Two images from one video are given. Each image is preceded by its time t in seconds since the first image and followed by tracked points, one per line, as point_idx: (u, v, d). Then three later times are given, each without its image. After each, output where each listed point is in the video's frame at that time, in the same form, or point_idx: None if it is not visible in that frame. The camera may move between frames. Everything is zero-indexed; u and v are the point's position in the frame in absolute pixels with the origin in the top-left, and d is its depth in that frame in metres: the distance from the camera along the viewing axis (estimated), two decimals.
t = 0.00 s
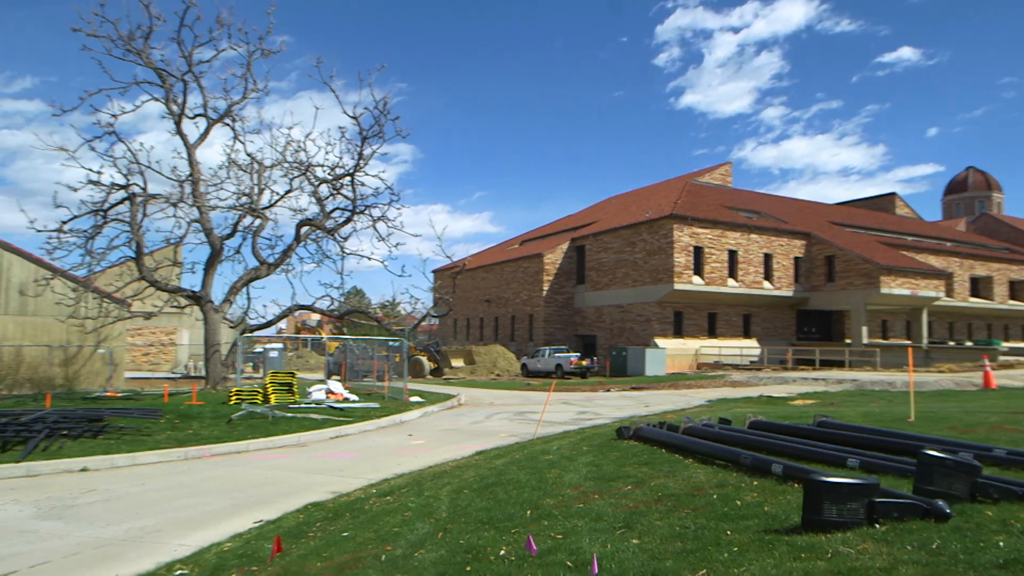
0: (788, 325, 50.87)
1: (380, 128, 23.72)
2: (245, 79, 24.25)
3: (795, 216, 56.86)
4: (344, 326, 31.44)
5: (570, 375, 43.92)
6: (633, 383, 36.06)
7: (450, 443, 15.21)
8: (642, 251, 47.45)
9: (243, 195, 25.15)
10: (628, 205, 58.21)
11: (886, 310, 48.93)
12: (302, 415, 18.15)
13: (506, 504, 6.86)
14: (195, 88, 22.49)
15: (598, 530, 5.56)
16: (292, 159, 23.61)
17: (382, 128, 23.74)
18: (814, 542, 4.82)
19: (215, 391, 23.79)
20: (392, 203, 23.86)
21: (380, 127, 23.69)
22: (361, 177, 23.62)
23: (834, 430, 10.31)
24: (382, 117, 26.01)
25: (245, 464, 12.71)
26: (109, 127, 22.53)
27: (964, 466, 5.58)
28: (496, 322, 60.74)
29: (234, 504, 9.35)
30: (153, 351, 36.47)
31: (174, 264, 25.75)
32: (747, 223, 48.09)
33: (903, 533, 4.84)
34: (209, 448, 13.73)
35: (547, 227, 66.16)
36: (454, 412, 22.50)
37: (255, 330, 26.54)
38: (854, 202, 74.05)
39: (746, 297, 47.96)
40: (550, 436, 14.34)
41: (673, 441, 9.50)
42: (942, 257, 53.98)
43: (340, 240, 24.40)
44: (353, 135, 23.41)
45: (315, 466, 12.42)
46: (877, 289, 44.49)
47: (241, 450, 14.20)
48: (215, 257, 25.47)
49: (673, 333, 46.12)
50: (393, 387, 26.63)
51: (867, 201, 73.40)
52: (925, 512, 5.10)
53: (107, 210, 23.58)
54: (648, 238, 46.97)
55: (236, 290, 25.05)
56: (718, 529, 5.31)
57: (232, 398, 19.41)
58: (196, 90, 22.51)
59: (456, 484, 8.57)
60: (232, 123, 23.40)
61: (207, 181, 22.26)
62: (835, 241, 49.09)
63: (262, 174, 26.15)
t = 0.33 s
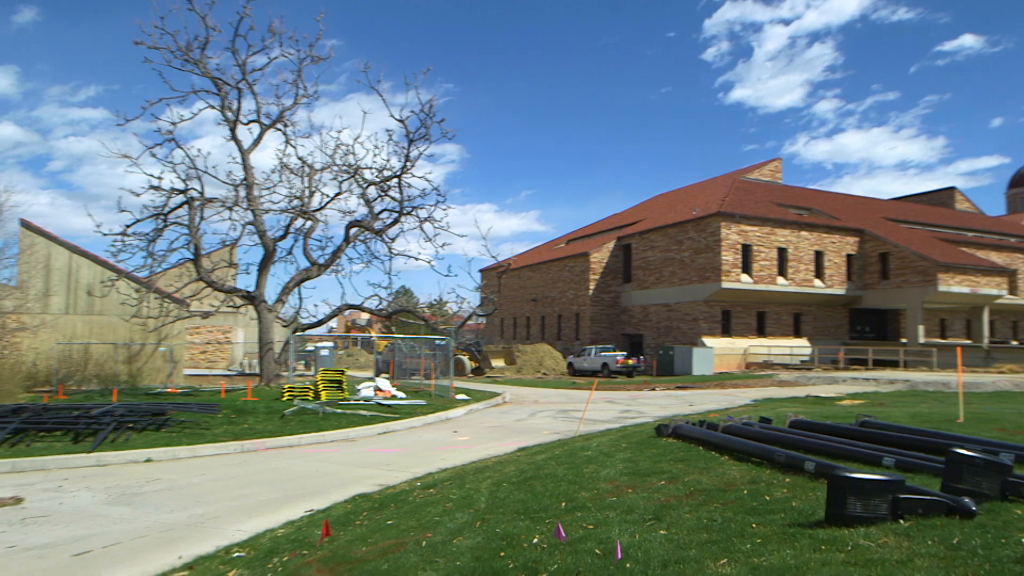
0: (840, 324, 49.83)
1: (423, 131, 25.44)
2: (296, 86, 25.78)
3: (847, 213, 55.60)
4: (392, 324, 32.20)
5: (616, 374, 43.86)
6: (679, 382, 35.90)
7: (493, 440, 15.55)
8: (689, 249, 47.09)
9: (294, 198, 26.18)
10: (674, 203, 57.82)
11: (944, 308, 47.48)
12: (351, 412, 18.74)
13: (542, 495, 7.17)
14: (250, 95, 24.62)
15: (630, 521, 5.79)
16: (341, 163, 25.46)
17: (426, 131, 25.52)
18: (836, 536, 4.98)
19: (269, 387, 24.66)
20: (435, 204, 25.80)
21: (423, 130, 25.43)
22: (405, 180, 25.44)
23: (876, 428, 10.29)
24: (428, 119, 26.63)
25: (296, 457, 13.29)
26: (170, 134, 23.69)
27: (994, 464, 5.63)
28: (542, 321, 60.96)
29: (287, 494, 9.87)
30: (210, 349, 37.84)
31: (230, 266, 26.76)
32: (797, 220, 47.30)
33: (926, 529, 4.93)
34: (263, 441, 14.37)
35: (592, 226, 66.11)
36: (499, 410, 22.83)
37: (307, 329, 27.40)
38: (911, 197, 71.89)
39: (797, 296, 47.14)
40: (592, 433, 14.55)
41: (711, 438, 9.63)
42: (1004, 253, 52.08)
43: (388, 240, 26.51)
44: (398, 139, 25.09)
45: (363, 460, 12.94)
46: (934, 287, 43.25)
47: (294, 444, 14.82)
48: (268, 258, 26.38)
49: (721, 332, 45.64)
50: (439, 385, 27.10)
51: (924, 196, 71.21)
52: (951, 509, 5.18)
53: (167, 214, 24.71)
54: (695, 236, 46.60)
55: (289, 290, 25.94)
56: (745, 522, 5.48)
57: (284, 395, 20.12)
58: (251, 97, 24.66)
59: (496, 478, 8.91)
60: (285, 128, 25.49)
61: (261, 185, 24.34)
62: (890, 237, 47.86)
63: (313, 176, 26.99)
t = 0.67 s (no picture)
0: (894, 323, 48.62)
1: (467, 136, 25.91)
2: (344, 94, 26.61)
3: (901, 209, 54.18)
4: (439, 326, 32.80)
5: (662, 375, 43.65)
6: (726, 383, 35.64)
7: (537, 439, 15.85)
8: (736, 248, 46.57)
9: (343, 203, 26.93)
10: (721, 202, 57.18)
11: (1005, 307, 45.88)
12: (399, 411, 19.28)
13: (578, 491, 7.46)
14: (299, 103, 25.77)
15: (661, 515, 6.02)
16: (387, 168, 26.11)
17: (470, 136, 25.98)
18: (860, 530, 5.13)
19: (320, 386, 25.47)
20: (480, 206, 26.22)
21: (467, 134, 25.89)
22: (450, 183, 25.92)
23: (918, 429, 10.25)
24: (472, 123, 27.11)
25: (346, 454, 13.82)
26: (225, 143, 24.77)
27: None
28: (588, 321, 60.97)
29: (336, 488, 10.34)
30: (264, 350, 39.11)
31: (281, 269, 27.68)
32: (848, 218, 46.32)
33: (950, 526, 5.04)
34: (314, 439, 14.96)
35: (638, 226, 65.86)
36: (543, 409, 23.11)
37: (356, 331, 28.13)
38: (969, 192, 69.59)
39: (848, 295, 46.20)
40: (634, 433, 14.74)
41: (749, 438, 9.74)
42: None
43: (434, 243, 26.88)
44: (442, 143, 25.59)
45: (411, 457, 13.40)
46: (994, 285, 41.87)
47: (344, 442, 15.38)
48: (319, 261, 27.20)
49: (770, 332, 45.03)
50: (484, 385, 27.52)
51: (984, 191, 68.83)
52: (978, 507, 5.25)
53: (223, 220, 25.71)
54: (742, 235, 46.07)
55: (339, 292, 26.69)
56: (772, 517, 5.66)
57: (335, 394, 20.78)
58: (301, 105, 25.85)
59: (536, 475, 9.23)
60: (333, 135, 26.38)
61: (311, 191, 25.19)
62: (947, 234, 46.50)
63: (360, 182, 27.73)
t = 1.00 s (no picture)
0: (951, 322, 47.25)
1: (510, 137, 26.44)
2: (391, 99, 27.38)
3: (957, 204, 52.54)
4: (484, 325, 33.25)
5: (708, 374, 43.33)
6: (772, 382, 35.31)
7: (580, 436, 16.10)
8: (784, 246, 45.91)
9: (390, 205, 27.64)
10: (768, 199, 56.35)
11: None
12: (444, 409, 19.75)
13: (614, 484, 7.74)
14: (346, 110, 26.68)
15: (692, 507, 6.28)
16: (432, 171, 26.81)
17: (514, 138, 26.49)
18: (884, 523, 5.29)
19: (368, 384, 26.23)
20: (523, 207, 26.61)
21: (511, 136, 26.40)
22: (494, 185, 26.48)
23: (962, 428, 10.19)
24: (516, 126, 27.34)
25: (394, 450, 14.32)
26: (276, 148, 26.01)
27: None
28: (633, 321, 60.77)
29: (383, 482, 10.81)
30: (314, 350, 40.22)
31: (330, 271, 28.47)
32: (901, 213, 45.16)
33: (973, 520, 5.14)
34: (363, 435, 15.51)
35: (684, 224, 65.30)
36: (586, 408, 23.30)
37: (403, 331, 28.77)
38: None
39: (901, 293, 45.09)
40: (675, 431, 14.87)
41: (787, 436, 9.84)
42: None
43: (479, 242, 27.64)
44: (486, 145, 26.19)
45: (456, 453, 13.82)
46: None
47: (391, 438, 15.90)
48: (366, 263, 27.93)
49: (820, 331, 44.28)
50: (528, 384, 27.86)
51: None
52: (1004, 503, 5.33)
53: (274, 224, 26.61)
54: (790, 232, 45.38)
55: (386, 293, 27.38)
56: (800, 511, 5.84)
57: (382, 392, 21.37)
58: (348, 112, 26.74)
59: (575, 469, 9.55)
60: (380, 139, 27.34)
61: (359, 195, 26.05)
62: (1006, 229, 44.98)
63: (406, 185, 28.42)
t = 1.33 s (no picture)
0: (1009, 322, 45.79)
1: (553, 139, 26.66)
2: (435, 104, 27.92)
3: (1017, 200, 50.84)
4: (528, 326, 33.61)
5: (754, 375, 42.82)
6: (817, 384, 34.84)
7: (621, 436, 16.33)
8: (832, 245, 45.11)
9: (434, 208, 28.18)
10: (817, 197, 55.38)
11: None
12: (488, 408, 20.17)
13: (648, 481, 8.00)
14: (391, 115, 25.98)
15: (721, 502, 6.53)
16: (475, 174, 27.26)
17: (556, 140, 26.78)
18: (906, 519, 5.45)
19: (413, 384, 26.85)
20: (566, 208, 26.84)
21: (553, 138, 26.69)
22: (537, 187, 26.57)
23: (1004, 430, 10.14)
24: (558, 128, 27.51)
25: (439, 447, 14.80)
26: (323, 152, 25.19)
27: None
28: (678, 321, 60.36)
29: (427, 477, 11.24)
30: (361, 349, 41.18)
31: (376, 272, 29.14)
32: (956, 211, 43.94)
33: (995, 517, 5.24)
34: (409, 432, 16.02)
35: (729, 223, 64.62)
36: (628, 408, 23.43)
37: (447, 331, 29.37)
38: None
39: (956, 292, 43.89)
40: (715, 431, 15.00)
41: (824, 437, 9.95)
42: None
43: (522, 244, 26.58)
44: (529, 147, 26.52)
45: (499, 451, 14.20)
46: None
47: (436, 436, 16.39)
48: (411, 265, 28.58)
49: (870, 332, 43.40)
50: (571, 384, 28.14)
51: None
52: None
53: (323, 227, 27.43)
54: (838, 231, 44.57)
55: (431, 294, 27.98)
56: (826, 507, 6.02)
57: (428, 391, 21.92)
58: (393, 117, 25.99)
59: (613, 466, 9.84)
60: (424, 143, 26.41)
61: (405, 198, 26.50)
62: None
63: (450, 188, 28.97)
